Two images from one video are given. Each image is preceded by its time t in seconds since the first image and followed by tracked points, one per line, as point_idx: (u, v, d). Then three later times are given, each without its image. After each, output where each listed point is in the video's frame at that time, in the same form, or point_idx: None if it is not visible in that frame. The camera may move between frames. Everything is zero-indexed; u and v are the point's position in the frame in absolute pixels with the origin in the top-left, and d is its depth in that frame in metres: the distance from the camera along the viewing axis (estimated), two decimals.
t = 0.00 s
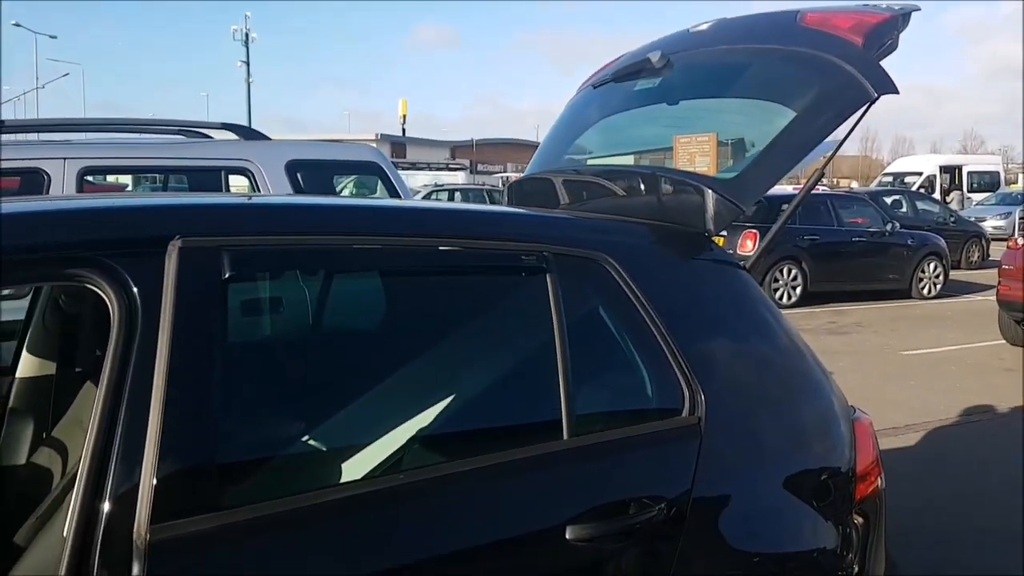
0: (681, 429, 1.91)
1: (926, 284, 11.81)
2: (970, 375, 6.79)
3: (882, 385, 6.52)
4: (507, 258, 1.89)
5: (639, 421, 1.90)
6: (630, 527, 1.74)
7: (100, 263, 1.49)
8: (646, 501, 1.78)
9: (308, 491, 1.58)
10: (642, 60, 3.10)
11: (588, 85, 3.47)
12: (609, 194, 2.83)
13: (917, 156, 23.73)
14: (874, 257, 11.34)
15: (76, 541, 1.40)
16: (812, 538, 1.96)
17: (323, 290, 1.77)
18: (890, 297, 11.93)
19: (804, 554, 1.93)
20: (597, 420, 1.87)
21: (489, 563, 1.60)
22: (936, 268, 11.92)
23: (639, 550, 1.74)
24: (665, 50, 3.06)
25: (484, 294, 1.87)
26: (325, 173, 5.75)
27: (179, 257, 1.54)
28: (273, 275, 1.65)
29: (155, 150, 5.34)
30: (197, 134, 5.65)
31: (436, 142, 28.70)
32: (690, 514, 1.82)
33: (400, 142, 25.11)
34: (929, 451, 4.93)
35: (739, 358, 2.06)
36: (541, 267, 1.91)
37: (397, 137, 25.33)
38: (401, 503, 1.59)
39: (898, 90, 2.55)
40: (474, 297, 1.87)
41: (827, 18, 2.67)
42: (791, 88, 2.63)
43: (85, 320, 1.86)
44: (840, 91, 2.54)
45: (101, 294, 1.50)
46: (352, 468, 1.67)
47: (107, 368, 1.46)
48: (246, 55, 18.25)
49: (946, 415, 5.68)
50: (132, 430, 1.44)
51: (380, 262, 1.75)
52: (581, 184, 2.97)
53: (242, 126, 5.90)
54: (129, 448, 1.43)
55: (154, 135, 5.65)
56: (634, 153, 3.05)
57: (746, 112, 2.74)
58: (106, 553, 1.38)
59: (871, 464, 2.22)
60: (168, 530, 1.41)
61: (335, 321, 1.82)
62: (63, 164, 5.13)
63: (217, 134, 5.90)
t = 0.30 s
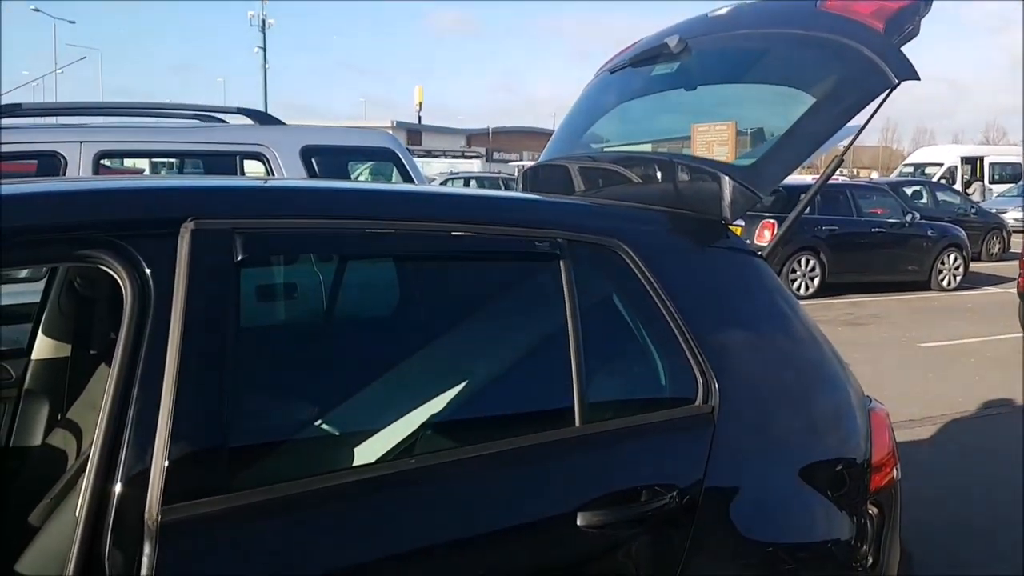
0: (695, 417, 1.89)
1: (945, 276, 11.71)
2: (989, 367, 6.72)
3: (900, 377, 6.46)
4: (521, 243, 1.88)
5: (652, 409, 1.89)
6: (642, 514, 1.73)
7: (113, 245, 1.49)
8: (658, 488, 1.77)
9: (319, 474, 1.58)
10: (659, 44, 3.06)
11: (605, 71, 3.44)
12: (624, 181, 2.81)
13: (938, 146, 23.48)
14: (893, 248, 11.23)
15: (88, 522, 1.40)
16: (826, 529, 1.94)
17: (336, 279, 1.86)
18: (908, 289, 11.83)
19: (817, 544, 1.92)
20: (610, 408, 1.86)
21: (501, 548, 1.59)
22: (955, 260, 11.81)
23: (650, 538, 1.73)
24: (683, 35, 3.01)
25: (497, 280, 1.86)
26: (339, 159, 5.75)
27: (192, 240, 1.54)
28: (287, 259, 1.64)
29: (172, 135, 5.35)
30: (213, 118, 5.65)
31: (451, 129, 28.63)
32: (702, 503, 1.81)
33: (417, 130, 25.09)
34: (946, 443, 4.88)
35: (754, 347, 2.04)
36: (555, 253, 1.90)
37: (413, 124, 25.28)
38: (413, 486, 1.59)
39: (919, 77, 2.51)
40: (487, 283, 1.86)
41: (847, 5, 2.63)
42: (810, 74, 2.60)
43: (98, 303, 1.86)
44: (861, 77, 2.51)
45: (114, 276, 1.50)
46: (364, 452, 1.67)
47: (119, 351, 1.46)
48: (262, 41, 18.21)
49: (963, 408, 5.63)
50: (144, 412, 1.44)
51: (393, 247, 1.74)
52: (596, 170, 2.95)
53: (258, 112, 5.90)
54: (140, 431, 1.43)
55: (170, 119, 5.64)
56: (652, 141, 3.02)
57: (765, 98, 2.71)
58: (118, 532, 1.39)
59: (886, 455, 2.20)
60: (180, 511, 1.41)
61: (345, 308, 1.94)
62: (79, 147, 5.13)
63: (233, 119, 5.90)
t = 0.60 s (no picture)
0: (704, 416, 1.89)
1: (958, 275, 11.65)
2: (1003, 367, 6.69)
3: (913, 377, 6.43)
4: (532, 243, 1.88)
5: (662, 408, 1.90)
6: (652, 513, 1.74)
7: (128, 244, 1.51)
8: (668, 488, 1.78)
9: (330, 472, 1.59)
10: (671, 44, 3.06)
11: (617, 70, 3.44)
12: (636, 180, 2.82)
13: (952, 145, 23.34)
14: (906, 247, 11.18)
15: (103, 517, 1.42)
16: (836, 529, 1.94)
17: (348, 277, 1.86)
18: (922, 288, 11.77)
19: (827, 545, 1.92)
20: (620, 407, 1.87)
21: (511, 546, 1.60)
22: (969, 259, 11.75)
23: (659, 537, 1.73)
24: (694, 34, 3.01)
25: (507, 279, 1.87)
26: (353, 158, 5.79)
27: (205, 239, 1.55)
28: (299, 258, 1.66)
29: (186, 134, 5.38)
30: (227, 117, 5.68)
31: (463, 128, 28.67)
32: (712, 503, 1.81)
33: (428, 128, 25.10)
34: (960, 443, 4.86)
35: (764, 347, 2.04)
36: (565, 252, 1.90)
37: (425, 123, 25.32)
38: (423, 485, 1.60)
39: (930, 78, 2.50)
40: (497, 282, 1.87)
41: (860, 3, 2.61)
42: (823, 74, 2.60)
43: (114, 300, 1.88)
44: (872, 76, 2.51)
45: (129, 275, 1.52)
46: (375, 450, 1.68)
47: (134, 348, 1.48)
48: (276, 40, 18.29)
49: (978, 408, 5.60)
50: (159, 410, 1.46)
51: (405, 247, 1.76)
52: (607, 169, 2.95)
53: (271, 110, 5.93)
54: (155, 428, 1.45)
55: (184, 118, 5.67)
56: (663, 141, 3.02)
57: (777, 97, 2.70)
58: (132, 528, 1.41)
59: (897, 455, 2.19)
60: (193, 508, 1.43)
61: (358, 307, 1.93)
62: (95, 145, 5.16)
63: (246, 118, 5.93)
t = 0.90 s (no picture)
0: (709, 415, 1.90)
1: (964, 274, 11.62)
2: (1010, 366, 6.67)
3: (919, 376, 6.42)
4: (538, 241, 1.89)
5: (667, 407, 1.90)
6: (656, 512, 1.74)
7: (136, 243, 1.51)
8: (673, 486, 1.78)
9: (336, 469, 1.60)
10: (676, 42, 3.05)
11: (622, 68, 3.43)
12: (640, 179, 2.82)
13: (958, 143, 23.27)
14: (912, 245, 11.15)
15: (110, 514, 1.43)
16: (840, 528, 1.94)
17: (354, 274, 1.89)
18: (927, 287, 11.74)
19: (831, 544, 1.92)
20: (625, 406, 1.87)
21: (515, 544, 1.60)
22: (974, 258, 11.72)
23: (664, 536, 1.74)
24: (700, 33, 3.00)
25: (513, 278, 1.87)
26: (357, 156, 5.79)
27: (212, 237, 1.56)
28: (305, 257, 1.66)
29: (191, 132, 5.39)
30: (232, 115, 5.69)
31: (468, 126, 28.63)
32: (716, 502, 1.81)
33: (434, 126, 25.13)
34: (965, 442, 4.85)
35: (769, 346, 2.04)
36: (571, 251, 1.90)
37: (430, 121, 25.29)
38: (428, 483, 1.61)
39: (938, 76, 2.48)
40: (502, 280, 1.87)
41: (866, 2, 2.61)
42: (829, 72, 2.59)
43: (121, 298, 1.88)
44: (877, 76, 2.49)
45: (136, 273, 1.52)
46: (380, 448, 1.68)
47: (141, 345, 1.49)
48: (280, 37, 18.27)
49: (984, 407, 5.59)
50: (166, 408, 1.46)
51: (410, 246, 1.76)
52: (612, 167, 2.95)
53: (276, 108, 5.93)
54: (162, 425, 1.46)
55: (190, 116, 5.68)
56: (669, 139, 3.03)
57: (783, 96, 2.69)
58: (139, 525, 1.42)
59: (902, 455, 2.19)
60: (199, 505, 1.44)
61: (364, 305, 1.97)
62: (101, 143, 5.17)
63: (251, 115, 5.93)
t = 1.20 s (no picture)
0: (707, 413, 1.90)
1: (961, 272, 11.64)
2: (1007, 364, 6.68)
3: (916, 374, 6.42)
4: (535, 239, 1.89)
5: (664, 405, 1.90)
6: (653, 511, 1.74)
7: (132, 240, 1.51)
8: (670, 484, 1.78)
9: (332, 467, 1.59)
10: (674, 40, 3.04)
11: (620, 65, 3.43)
12: (638, 177, 2.81)
13: (955, 141, 23.29)
14: (909, 244, 11.16)
15: (106, 512, 1.43)
16: (837, 526, 1.95)
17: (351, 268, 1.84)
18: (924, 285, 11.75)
19: (828, 542, 1.92)
20: (622, 404, 1.87)
21: (512, 542, 1.60)
22: (971, 256, 11.73)
23: (661, 534, 1.74)
24: (698, 31, 3.00)
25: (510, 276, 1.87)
26: (355, 154, 5.79)
27: (209, 235, 1.56)
28: (303, 254, 1.66)
29: (188, 129, 5.38)
30: (229, 112, 5.68)
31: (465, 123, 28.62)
32: (714, 499, 1.81)
33: (431, 123, 25.11)
34: (962, 440, 4.86)
35: (767, 345, 2.04)
36: (568, 249, 1.90)
37: (427, 119, 25.28)
38: (425, 480, 1.60)
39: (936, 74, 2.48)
40: (500, 278, 1.87)
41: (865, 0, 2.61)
42: (827, 70, 2.59)
43: (117, 295, 1.88)
44: (875, 75, 2.49)
45: (132, 270, 1.52)
46: (378, 446, 1.68)
47: (137, 343, 1.48)
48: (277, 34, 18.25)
49: (982, 405, 5.60)
50: (162, 406, 1.46)
51: (407, 243, 1.76)
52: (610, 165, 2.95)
53: (273, 106, 5.92)
54: (158, 423, 1.45)
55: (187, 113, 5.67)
56: (665, 137, 3.04)
57: (781, 94, 2.69)
58: (135, 523, 1.42)
59: (899, 453, 2.19)
60: (195, 503, 1.43)
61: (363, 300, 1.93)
62: (98, 140, 5.16)
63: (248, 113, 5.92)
